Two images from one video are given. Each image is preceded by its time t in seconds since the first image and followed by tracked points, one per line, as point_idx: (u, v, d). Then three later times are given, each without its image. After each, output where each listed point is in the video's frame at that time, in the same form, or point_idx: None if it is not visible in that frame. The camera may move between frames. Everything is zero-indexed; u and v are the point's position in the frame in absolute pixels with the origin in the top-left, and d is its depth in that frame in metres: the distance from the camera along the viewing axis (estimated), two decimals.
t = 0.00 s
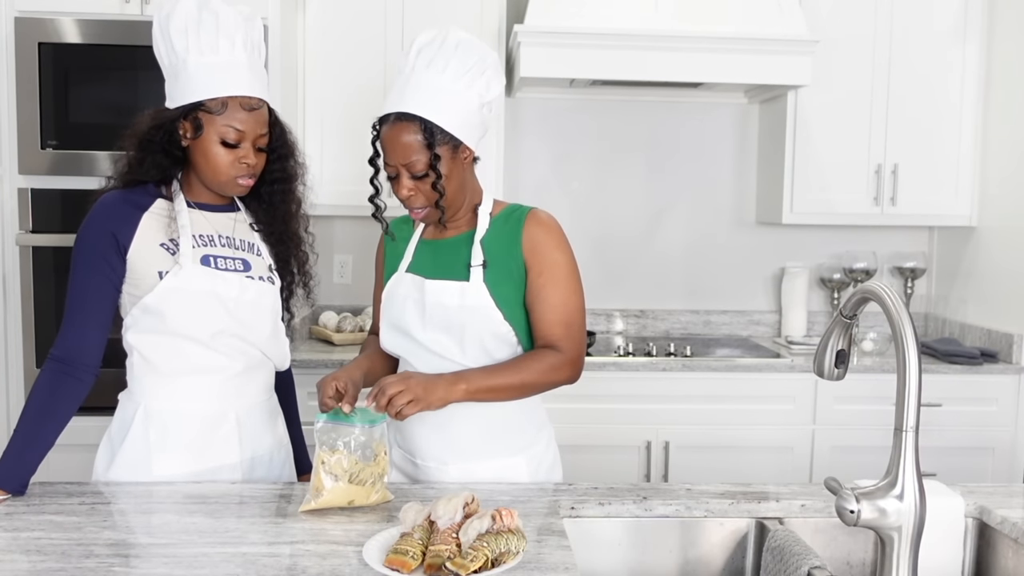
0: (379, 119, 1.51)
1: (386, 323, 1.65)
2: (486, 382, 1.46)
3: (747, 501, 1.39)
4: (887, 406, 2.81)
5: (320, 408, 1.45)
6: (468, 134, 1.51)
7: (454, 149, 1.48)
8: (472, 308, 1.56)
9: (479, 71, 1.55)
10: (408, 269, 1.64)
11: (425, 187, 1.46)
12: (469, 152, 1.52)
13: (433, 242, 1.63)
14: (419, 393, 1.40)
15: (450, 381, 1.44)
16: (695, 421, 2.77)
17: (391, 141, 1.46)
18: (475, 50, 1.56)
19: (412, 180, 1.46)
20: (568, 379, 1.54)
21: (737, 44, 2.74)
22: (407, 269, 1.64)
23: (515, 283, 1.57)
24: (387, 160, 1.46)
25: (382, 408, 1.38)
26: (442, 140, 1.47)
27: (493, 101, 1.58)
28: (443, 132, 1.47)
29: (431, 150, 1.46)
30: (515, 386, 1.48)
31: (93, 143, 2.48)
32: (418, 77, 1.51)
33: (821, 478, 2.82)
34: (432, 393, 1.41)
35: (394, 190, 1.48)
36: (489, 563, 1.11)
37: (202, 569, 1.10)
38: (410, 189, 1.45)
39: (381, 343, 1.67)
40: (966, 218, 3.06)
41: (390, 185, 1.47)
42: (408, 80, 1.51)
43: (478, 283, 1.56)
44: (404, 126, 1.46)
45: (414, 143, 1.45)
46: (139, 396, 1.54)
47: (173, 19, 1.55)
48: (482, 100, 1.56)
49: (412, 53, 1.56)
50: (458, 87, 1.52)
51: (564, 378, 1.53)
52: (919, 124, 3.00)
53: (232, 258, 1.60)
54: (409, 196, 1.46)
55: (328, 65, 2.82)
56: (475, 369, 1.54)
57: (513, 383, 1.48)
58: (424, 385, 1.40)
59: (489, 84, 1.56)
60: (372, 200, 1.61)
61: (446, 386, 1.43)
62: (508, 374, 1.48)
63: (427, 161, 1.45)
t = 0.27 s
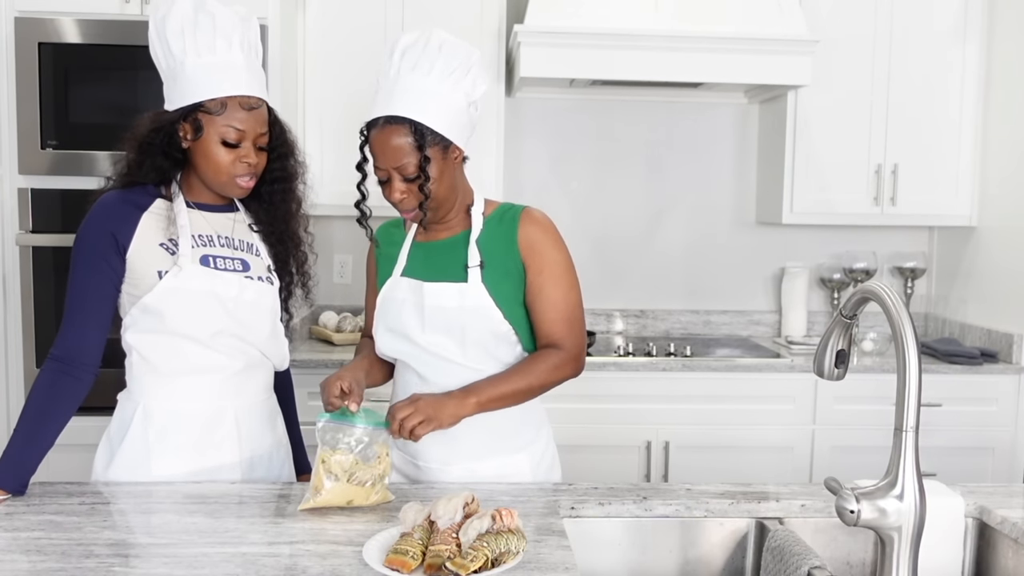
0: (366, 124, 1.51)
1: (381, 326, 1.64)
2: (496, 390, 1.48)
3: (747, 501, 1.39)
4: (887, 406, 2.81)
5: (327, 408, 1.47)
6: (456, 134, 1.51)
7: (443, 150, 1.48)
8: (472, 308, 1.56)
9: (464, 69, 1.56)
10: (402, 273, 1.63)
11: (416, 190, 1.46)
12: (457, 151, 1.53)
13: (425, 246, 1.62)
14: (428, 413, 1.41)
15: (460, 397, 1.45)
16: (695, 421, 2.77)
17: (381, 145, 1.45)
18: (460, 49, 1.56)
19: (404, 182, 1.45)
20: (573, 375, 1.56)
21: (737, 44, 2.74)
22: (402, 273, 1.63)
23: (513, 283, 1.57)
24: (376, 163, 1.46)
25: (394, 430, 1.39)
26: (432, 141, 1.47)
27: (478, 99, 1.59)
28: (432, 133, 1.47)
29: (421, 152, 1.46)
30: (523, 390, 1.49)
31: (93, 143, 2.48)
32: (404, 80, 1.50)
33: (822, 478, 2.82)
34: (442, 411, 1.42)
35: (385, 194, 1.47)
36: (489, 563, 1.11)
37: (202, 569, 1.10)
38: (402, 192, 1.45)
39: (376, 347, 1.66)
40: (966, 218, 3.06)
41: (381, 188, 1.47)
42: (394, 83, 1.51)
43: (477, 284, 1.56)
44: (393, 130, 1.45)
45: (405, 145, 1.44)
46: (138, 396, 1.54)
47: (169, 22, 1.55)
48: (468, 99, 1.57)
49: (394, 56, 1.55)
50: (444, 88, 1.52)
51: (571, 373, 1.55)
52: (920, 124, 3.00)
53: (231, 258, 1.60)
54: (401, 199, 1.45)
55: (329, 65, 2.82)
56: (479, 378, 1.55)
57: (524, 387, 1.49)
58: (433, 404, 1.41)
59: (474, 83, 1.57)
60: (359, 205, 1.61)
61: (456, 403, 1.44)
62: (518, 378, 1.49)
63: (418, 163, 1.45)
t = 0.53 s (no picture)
0: (368, 124, 1.50)
1: (380, 327, 1.63)
2: (498, 385, 1.47)
3: (747, 501, 1.39)
4: (887, 406, 2.81)
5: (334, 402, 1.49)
6: (457, 134, 1.52)
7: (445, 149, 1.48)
8: (474, 308, 1.56)
9: (465, 70, 1.56)
10: (402, 274, 1.63)
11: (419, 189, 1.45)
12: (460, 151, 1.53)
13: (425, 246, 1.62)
14: (433, 408, 1.39)
15: (463, 391, 1.44)
16: (695, 421, 2.77)
17: (383, 144, 1.45)
18: (460, 51, 1.56)
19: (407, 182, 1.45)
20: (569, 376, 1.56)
21: (737, 44, 2.74)
22: (402, 273, 1.63)
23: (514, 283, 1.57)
24: (379, 164, 1.45)
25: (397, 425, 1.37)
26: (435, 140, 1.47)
27: (478, 99, 1.59)
28: (434, 133, 1.47)
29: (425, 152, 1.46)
30: (523, 388, 1.49)
31: (93, 143, 2.48)
32: (404, 79, 1.50)
33: (822, 478, 2.82)
34: (446, 405, 1.41)
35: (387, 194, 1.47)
36: (489, 563, 1.11)
37: (202, 569, 1.10)
38: (405, 191, 1.45)
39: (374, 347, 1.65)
40: (966, 218, 3.06)
41: (383, 189, 1.46)
42: (395, 82, 1.51)
43: (480, 284, 1.56)
44: (396, 130, 1.45)
45: (408, 145, 1.44)
46: (137, 395, 1.54)
47: (169, 21, 1.54)
48: (468, 99, 1.57)
49: (395, 56, 1.55)
50: (444, 88, 1.52)
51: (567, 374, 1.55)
52: (920, 124, 2.99)
53: (230, 258, 1.60)
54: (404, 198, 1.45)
55: (329, 65, 2.82)
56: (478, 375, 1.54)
57: (523, 384, 1.49)
58: (437, 399, 1.40)
59: (475, 83, 1.57)
60: (360, 204, 1.61)
61: (459, 396, 1.43)
62: (517, 375, 1.49)
63: (421, 163, 1.45)
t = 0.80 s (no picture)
0: (385, 120, 1.50)
1: (382, 324, 1.62)
2: (503, 381, 1.46)
3: (747, 501, 1.39)
4: (887, 406, 2.81)
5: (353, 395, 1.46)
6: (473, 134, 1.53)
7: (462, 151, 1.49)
8: (481, 309, 1.57)
9: (483, 72, 1.58)
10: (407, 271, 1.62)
11: (436, 188, 1.45)
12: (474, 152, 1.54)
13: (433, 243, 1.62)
14: (440, 406, 1.37)
15: (468, 385, 1.42)
16: (695, 421, 2.77)
17: (403, 143, 1.44)
18: (477, 53, 1.57)
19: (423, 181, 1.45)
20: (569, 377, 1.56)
21: (737, 44, 2.74)
22: (407, 270, 1.62)
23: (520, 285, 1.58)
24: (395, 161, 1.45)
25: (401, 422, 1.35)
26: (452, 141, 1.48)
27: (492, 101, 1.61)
28: (453, 133, 1.48)
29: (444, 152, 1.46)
30: (526, 387, 1.48)
31: (93, 143, 2.48)
32: (426, 76, 1.51)
33: (822, 478, 2.82)
34: (451, 401, 1.39)
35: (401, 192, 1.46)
36: (489, 563, 1.11)
37: (202, 569, 1.10)
38: (421, 190, 1.44)
39: (375, 341, 1.64)
40: (966, 218, 3.06)
41: (399, 186, 1.46)
42: (415, 79, 1.51)
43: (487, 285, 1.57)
44: (416, 128, 1.45)
45: (427, 144, 1.44)
46: (137, 395, 1.54)
47: (165, 21, 1.54)
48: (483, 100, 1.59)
49: (413, 54, 1.55)
50: (465, 88, 1.53)
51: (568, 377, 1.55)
52: (920, 124, 3.00)
53: (230, 258, 1.60)
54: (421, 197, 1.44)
55: (329, 65, 2.82)
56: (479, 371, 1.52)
57: (527, 384, 1.48)
58: (443, 397, 1.37)
59: (491, 84, 1.59)
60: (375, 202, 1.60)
61: (464, 392, 1.41)
62: (521, 373, 1.48)
63: (439, 162, 1.45)
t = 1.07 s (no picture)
0: (402, 117, 1.50)
1: (385, 323, 1.62)
2: (503, 380, 1.46)
3: (747, 501, 1.39)
4: (887, 406, 2.81)
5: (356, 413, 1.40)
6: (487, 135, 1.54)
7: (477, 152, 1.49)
8: (485, 309, 1.57)
9: (500, 76, 1.59)
10: (410, 268, 1.61)
11: (450, 188, 1.46)
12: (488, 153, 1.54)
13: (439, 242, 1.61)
14: (439, 404, 1.37)
15: (467, 384, 1.42)
16: (695, 421, 2.77)
17: (419, 141, 1.44)
18: (495, 55, 1.58)
19: (438, 180, 1.45)
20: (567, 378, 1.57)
21: (738, 44, 2.74)
22: (411, 267, 1.61)
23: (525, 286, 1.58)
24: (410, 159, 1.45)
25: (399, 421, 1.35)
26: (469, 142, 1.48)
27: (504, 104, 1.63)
28: (470, 135, 1.48)
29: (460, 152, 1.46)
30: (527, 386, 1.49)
31: (93, 143, 2.48)
32: (446, 76, 1.51)
33: (822, 478, 2.82)
34: (450, 399, 1.38)
35: (414, 189, 1.46)
36: (489, 563, 1.11)
37: (202, 569, 1.10)
38: (435, 189, 1.44)
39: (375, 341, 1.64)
40: (966, 218, 3.06)
41: (412, 185, 1.46)
42: (434, 77, 1.51)
43: (493, 285, 1.57)
44: (434, 127, 1.45)
45: (444, 144, 1.44)
46: (137, 395, 1.54)
47: (162, 23, 1.54)
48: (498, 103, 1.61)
49: (431, 53, 1.54)
50: (484, 91, 1.54)
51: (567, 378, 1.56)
52: (920, 123, 3.00)
53: (230, 258, 1.60)
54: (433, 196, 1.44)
55: (329, 65, 2.82)
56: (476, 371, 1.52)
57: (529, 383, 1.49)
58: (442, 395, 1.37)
59: (505, 88, 1.61)
60: (388, 199, 1.59)
61: (464, 390, 1.41)
62: (522, 373, 1.48)
63: (456, 163, 1.45)
